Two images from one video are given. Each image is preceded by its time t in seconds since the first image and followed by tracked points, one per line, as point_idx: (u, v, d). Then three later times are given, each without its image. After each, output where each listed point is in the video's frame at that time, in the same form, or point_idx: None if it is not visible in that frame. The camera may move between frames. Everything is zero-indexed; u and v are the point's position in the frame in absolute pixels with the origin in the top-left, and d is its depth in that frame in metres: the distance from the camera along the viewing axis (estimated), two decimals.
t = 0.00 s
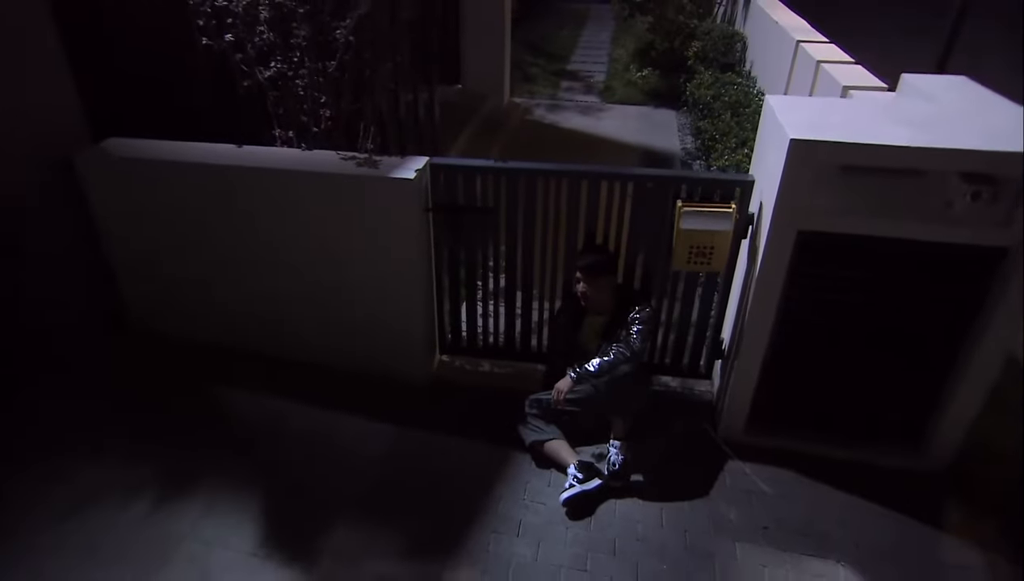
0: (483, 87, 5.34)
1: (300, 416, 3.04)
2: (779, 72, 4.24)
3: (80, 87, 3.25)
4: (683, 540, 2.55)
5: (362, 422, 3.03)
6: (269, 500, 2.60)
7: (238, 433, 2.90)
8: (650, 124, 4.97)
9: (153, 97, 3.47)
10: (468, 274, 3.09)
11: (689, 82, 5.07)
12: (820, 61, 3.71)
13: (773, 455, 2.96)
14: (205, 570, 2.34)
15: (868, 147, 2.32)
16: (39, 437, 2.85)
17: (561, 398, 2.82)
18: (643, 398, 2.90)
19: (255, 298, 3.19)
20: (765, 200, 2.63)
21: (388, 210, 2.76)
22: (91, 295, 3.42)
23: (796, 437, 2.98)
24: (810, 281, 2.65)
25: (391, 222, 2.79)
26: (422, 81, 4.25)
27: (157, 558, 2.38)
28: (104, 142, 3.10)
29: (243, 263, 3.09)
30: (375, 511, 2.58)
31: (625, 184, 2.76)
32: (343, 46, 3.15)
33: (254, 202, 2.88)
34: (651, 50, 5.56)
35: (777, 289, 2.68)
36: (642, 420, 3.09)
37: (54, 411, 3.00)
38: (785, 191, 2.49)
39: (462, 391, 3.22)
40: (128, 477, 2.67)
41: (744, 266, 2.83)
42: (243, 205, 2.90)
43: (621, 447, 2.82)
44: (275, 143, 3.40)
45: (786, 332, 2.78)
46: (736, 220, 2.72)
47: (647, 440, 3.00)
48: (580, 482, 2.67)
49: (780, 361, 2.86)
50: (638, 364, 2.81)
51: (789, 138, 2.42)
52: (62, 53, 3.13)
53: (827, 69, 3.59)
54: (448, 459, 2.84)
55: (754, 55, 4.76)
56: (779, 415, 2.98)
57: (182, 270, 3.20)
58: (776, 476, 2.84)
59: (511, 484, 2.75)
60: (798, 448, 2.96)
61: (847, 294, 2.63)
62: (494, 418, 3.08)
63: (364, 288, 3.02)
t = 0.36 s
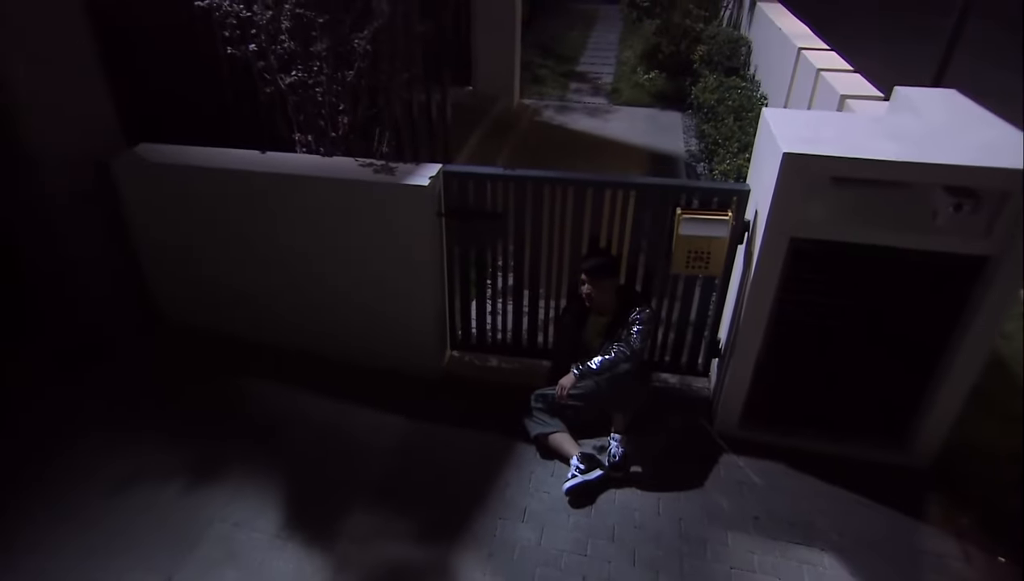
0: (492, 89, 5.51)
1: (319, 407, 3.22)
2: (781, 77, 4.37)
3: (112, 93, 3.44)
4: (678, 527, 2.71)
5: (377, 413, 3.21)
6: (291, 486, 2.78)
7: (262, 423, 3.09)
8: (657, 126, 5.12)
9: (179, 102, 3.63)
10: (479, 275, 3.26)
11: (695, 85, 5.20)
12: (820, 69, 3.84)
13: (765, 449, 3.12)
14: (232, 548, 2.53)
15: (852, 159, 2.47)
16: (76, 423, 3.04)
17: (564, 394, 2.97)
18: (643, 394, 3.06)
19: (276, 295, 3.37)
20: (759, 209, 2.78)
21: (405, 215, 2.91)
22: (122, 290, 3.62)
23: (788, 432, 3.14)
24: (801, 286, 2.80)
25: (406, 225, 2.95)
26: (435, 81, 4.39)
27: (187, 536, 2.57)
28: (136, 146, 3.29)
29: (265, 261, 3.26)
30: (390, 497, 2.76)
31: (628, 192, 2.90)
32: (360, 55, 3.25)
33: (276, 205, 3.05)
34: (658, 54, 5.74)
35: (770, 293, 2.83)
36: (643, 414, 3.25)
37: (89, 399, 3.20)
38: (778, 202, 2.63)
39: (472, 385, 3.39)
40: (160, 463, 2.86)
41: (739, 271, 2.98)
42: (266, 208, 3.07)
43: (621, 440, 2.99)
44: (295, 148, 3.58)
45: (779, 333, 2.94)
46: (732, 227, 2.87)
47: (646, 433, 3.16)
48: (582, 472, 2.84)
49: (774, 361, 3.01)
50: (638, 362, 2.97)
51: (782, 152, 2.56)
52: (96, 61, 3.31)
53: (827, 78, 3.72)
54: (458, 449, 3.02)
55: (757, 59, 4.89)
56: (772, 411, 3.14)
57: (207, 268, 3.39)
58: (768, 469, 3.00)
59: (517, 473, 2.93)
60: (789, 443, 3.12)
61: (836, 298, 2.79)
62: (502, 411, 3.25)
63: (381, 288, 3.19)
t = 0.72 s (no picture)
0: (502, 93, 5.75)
1: (336, 399, 3.40)
2: (783, 82, 4.49)
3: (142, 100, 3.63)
4: (674, 517, 2.88)
5: (391, 405, 3.39)
6: (310, 474, 2.97)
7: (282, 414, 3.27)
8: (662, 128, 5.32)
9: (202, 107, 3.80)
10: (489, 276, 3.43)
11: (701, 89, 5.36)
12: (820, 77, 3.97)
13: (759, 444, 3.27)
14: (258, 529, 2.73)
15: (836, 171, 2.61)
16: (109, 412, 3.25)
17: (566, 389, 3.16)
18: (643, 390, 3.22)
19: (294, 292, 3.54)
20: (754, 218, 2.92)
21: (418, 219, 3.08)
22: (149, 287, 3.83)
23: (780, 428, 3.29)
24: (794, 291, 2.94)
25: (419, 228, 3.11)
26: (447, 84, 4.54)
27: (216, 517, 2.76)
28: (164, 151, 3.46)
29: (285, 260, 3.43)
30: (403, 485, 2.94)
31: (629, 199, 3.06)
32: (377, 63, 3.43)
33: (296, 209, 3.22)
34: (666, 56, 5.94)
35: (764, 298, 2.96)
36: (643, 409, 3.42)
37: (121, 389, 3.41)
38: (772, 212, 2.77)
39: (481, 379, 3.57)
40: (187, 450, 3.06)
41: (735, 275, 3.12)
42: (287, 211, 3.24)
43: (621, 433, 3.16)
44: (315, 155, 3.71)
45: (773, 336, 3.07)
46: (729, 234, 3.01)
47: (645, 428, 3.33)
48: (584, 463, 3.01)
49: (768, 362, 3.15)
50: (638, 360, 3.13)
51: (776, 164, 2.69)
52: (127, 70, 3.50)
53: (826, 86, 3.85)
54: (467, 440, 3.20)
55: (760, 62, 5.00)
56: (766, 408, 3.29)
57: (230, 266, 3.57)
58: (761, 464, 3.16)
59: (522, 464, 3.10)
60: (782, 438, 3.28)
61: (827, 303, 2.93)
62: (508, 404, 3.42)
63: (394, 287, 3.35)
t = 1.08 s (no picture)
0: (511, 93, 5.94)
1: (351, 389, 3.58)
2: (785, 85, 4.63)
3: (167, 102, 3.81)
4: (669, 505, 3.06)
5: (403, 395, 3.58)
6: (328, 459, 3.16)
7: (301, 403, 3.47)
8: (669, 129, 5.45)
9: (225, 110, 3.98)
10: (496, 274, 3.60)
11: (706, 91, 5.49)
12: (820, 83, 4.09)
13: (752, 437, 3.43)
14: (278, 509, 2.92)
15: (825, 181, 2.76)
16: (138, 399, 3.45)
17: (569, 382, 3.35)
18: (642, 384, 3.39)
19: (312, 287, 3.73)
20: (748, 223, 3.07)
21: (430, 221, 3.24)
22: (175, 281, 4.03)
23: (772, 423, 3.45)
24: (786, 292, 3.09)
25: (431, 229, 3.27)
26: (458, 86, 4.71)
27: (240, 498, 2.96)
28: (190, 153, 3.64)
29: (304, 256, 3.61)
30: (415, 471, 3.13)
31: (630, 204, 3.21)
32: (393, 69, 3.59)
33: (315, 209, 3.39)
34: (672, 57, 6.08)
35: (757, 299, 3.12)
36: (642, 403, 3.59)
37: (149, 378, 3.61)
38: (765, 219, 2.91)
39: (488, 372, 3.75)
40: (212, 436, 3.26)
41: (730, 277, 3.27)
42: (306, 211, 3.41)
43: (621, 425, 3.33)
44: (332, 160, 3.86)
45: (766, 335, 3.23)
46: (725, 237, 3.17)
47: (644, 420, 3.50)
48: (586, 453, 3.19)
49: (763, 359, 3.30)
50: (638, 356, 3.30)
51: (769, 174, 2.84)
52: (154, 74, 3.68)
53: (825, 91, 3.98)
54: (475, 429, 3.38)
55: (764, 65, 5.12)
56: (759, 403, 3.46)
57: (251, 261, 3.75)
58: (754, 456, 3.33)
59: (527, 452, 3.29)
60: (774, 432, 3.44)
61: (817, 304, 3.08)
62: (515, 396, 3.61)
63: (407, 284, 3.52)
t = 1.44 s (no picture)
0: (520, 89, 6.16)
1: (365, 378, 3.78)
2: (787, 87, 4.75)
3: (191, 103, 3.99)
4: (665, 490, 3.24)
5: (414, 384, 3.77)
6: (344, 444, 3.36)
7: (318, 390, 3.67)
8: (675, 126, 5.62)
9: (245, 110, 4.16)
10: (504, 270, 3.77)
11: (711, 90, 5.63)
12: (820, 86, 4.21)
13: (746, 428, 3.61)
14: (298, 490, 3.12)
15: (814, 186, 2.92)
16: (166, 385, 3.67)
17: (571, 373, 3.51)
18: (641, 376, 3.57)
19: (329, 280, 3.92)
20: (743, 226, 3.22)
21: (442, 221, 3.42)
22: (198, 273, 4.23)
23: (765, 415, 3.62)
24: (778, 292, 3.25)
25: (443, 227, 3.44)
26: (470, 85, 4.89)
27: (262, 479, 3.17)
28: (214, 152, 3.83)
29: (321, 251, 3.80)
30: (425, 455, 3.32)
31: (631, 206, 3.37)
32: (406, 73, 3.74)
33: (333, 207, 3.57)
34: (679, 55, 6.26)
35: (751, 298, 3.28)
36: (642, 394, 3.76)
37: (174, 366, 3.81)
38: (759, 222, 3.07)
39: (495, 362, 3.94)
40: (235, 421, 3.47)
41: (726, 276, 3.43)
42: (324, 209, 3.60)
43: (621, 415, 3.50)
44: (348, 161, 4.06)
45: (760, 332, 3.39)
46: (721, 239, 3.33)
47: (642, 411, 3.68)
48: (586, 441, 3.37)
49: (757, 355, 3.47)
50: (637, 349, 3.47)
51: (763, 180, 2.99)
52: (179, 75, 3.86)
53: (824, 95, 4.10)
54: (482, 417, 3.57)
55: (768, 65, 5.25)
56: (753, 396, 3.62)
57: (271, 255, 3.95)
58: (746, 445, 3.50)
59: (531, 440, 3.47)
60: (766, 423, 3.61)
61: (808, 303, 3.24)
62: (520, 386, 3.79)
63: (419, 278, 3.70)
